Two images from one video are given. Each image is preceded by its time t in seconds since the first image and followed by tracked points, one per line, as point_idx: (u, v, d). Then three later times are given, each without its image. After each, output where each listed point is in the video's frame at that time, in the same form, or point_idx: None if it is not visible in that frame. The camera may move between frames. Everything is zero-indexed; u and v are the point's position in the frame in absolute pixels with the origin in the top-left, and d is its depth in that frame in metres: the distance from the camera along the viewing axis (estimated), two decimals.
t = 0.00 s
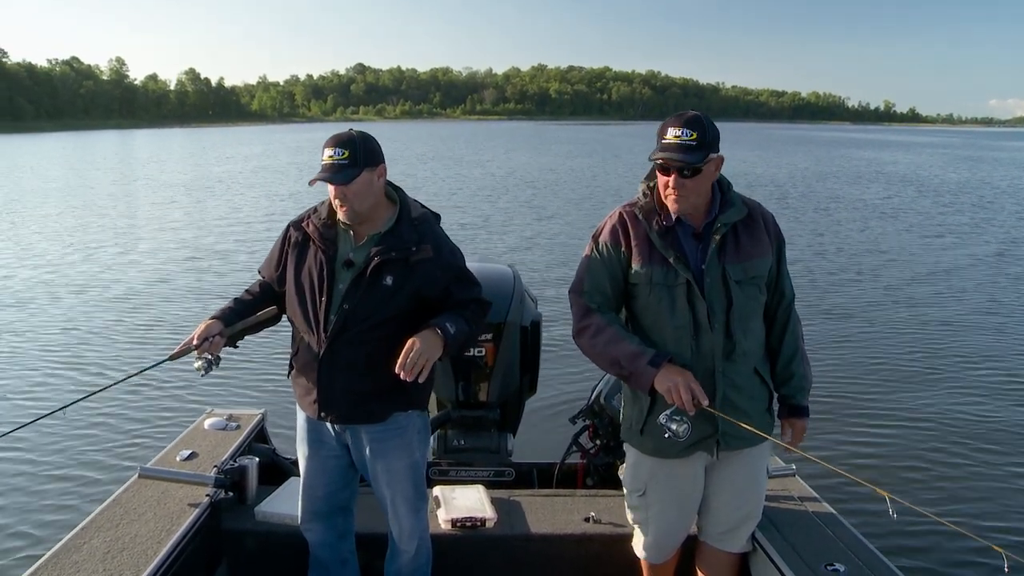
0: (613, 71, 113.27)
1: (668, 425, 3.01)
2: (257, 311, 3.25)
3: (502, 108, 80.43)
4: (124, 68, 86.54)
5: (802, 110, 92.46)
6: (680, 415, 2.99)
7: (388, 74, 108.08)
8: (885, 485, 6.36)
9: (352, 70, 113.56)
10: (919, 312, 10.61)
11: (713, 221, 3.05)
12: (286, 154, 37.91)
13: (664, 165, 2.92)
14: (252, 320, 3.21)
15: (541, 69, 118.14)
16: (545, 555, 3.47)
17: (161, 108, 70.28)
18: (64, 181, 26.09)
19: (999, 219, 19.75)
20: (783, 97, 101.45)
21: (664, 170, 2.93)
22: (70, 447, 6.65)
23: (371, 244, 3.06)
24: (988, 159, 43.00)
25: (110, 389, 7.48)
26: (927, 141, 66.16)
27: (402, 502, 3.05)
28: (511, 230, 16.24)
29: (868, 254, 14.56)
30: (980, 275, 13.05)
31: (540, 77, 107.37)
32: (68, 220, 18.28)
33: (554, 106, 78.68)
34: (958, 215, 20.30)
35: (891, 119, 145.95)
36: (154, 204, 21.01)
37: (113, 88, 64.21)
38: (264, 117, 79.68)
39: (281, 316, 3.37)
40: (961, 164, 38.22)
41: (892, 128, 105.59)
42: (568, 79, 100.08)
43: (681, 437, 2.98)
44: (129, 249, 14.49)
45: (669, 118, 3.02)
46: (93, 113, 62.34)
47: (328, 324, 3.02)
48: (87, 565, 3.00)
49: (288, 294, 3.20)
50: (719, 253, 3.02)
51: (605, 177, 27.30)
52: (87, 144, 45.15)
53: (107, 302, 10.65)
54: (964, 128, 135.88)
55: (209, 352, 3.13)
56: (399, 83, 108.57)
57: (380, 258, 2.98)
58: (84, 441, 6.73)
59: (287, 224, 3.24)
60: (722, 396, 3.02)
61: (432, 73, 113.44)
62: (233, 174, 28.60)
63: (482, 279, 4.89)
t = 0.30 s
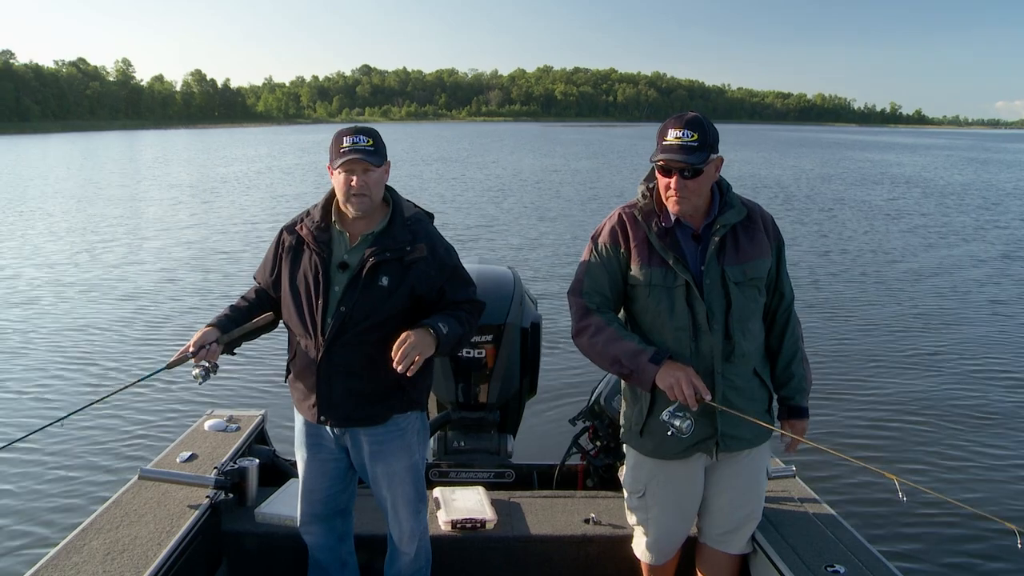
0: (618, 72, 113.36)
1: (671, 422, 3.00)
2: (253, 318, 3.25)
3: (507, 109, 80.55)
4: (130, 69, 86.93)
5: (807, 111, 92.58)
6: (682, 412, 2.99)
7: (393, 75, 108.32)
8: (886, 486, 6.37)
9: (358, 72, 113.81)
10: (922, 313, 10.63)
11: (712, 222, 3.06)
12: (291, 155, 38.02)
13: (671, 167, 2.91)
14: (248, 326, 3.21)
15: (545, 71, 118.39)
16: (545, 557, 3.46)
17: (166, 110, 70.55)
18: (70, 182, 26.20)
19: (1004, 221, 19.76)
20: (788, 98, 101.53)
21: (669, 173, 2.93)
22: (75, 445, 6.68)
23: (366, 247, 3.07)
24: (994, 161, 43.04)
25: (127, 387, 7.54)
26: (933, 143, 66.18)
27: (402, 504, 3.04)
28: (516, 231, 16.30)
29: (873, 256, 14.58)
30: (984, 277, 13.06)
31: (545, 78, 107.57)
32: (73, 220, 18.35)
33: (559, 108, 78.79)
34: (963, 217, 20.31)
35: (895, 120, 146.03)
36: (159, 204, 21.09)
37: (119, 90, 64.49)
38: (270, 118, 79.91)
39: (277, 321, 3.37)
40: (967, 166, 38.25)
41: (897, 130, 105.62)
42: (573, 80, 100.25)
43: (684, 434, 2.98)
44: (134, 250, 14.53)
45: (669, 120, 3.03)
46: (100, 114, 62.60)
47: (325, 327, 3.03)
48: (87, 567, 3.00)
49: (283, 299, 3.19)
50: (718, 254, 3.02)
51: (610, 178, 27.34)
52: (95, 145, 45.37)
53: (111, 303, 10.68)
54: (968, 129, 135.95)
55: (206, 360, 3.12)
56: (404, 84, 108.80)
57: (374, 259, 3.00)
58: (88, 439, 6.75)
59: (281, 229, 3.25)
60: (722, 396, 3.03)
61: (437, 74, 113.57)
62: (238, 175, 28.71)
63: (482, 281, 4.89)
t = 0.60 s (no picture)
0: (626, 73, 113.39)
1: (673, 422, 3.01)
2: (253, 321, 3.26)
3: (514, 110, 80.61)
4: (137, 70, 87.26)
5: (814, 112, 92.69)
6: (685, 412, 3.00)
7: (399, 76, 108.47)
8: (888, 488, 6.35)
9: (365, 73, 114.09)
10: (926, 314, 10.63)
11: (713, 223, 3.07)
12: (298, 155, 38.06)
13: (691, 170, 2.89)
14: (248, 329, 3.21)
15: (552, 72, 118.48)
16: (546, 557, 3.46)
17: (174, 111, 70.74)
18: (76, 182, 26.28)
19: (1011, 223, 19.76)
20: (797, 100, 101.47)
21: (687, 176, 2.90)
22: (77, 444, 6.68)
23: (366, 247, 3.08)
24: (1003, 163, 43.02)
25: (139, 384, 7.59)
26: (942, 144, 66.14)
27: (403, 505, 3.05)
28: (522, 232, 16.33)
29: (878, 257, 14.59)
30: (990, 278, 13.02)
31: (552, 79, 107.59)
32: (80, 220, 18.40)
33: (566, 109, 78.86)
34: (970, 219, 20.30)
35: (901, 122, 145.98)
36: (166, 204, 21.15)
37: (126, 90, 64.78)
38: (276, 118, 80.09)
39: (276, 324, 3.37)
40: (975, 168, 38.22)
41: (904, 131, 105.57)
42: (581, 81, 100.25)
43: (687, 434, 2.98)
44: (140, 249, 14.57)
45: (672, 121, 3.04)
46: (108, 115, 62.81)
47: (327, 328, 3.03)
48: (88, 567, 3.00)
49: (282, 301, 3.20)
50: (718, 255, 3.02)
51: (615, 180, 27.36)
52: (104, 145, 45.51)
53: (117, 302, 10.71)
54: (974, 131, 135.87)
55: (205, 364, 3.11)
56: (411, 85, 108.95)
57: (376, 259, 3.01)
58: (91, 438, 6.75)
59: (279, 230, 3.25)
60: (722, 397, 3.03)
61: (445, 74, 113.60)
62: (245, 175, 28.74)
63: (483, 281, 4.89)
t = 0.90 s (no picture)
0: (631, 73, 113.36)
1: (673, 422, 3.01)
2: (253, 320, 3.26)
3: (520, 110, 80.61)
4: (144, 68, 87.46)
5: (820, 112, 92.67)
6: (685, 412, 2.99)
7: (404, 75, 108.49)
8: (888, 489, 6.33)
9: (370, 71, 114.21)
10: (929, 314, 10.62)
11: (714, 221, 3.06)
12: (305, 154, 38.11)
13: (711, 172, 2.86)
14: (247, 328, 3.21)
15: (558, 71, 118.46)
16: (545, 556, 3.46)
17: (180, 109, 70.85)
18: (83, 179, 26.36)
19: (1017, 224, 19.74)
20: (803, 99, 101.41)
21: (706, 176, 2.87)
22: (80, 441, 6.67)
23: (367, 245, 3.08)
24: (1010, 163, 42.96)
25: (141, 381, 7.61)
26: (948, 144, 66.07)
27: (404, 504, 3.04)
28: (526, 231, 16.35)
29: (883, 257, 14.59)
30: (996, 279, 12.99)
31: (558, 78, 107.58)
32: (85, 217, 18.45)
33: (572, 108, 78.85)
34: (976, 219, 20.29)
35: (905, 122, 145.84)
36: (171, 202, 21.21)
37: (133, 88, 64.95)
38: (282, 116, 80.18)
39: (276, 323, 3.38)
40: (982, 168, 38.18)
41: (909, 131, 105.45)
42: (586, 80, 100.22)
43: (687, 434, 2.98)
44: (145, 247, 14.60)
45: (678, 120, 3.03)
46: (114, 113, 62.92)
47: (328, 327, 3.03)
48: (88, 565, 3.00)
49: (282, 300, 3.19)
50: (718, 254, 3.02)
51: (620, 179, 27.38)
52: (112, 143, 45.64)
53: (121, 299, 10.73)
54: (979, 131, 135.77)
55: (204, 364, 3.11)
56: (416, 84, 108.98)
57: (378, 257, 3.01)
58: (93, 435, 6.75)
59: (278, 229, 3.24)
60: (722, 396, 3.02)
61: (450, 72, 113.60)
62: (251, 174, 28.74)
63: (483, 281, 4.88)
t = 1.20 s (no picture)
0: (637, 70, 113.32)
1: (673, 421, 3.00)
2: (253, 318, 3.26)
3: (525, 108, 80.56)
4: (150, 67, 87.62)
5: (826, 109, 92.61)
6: (685, 410, 2.98)
7: (409, 73, 108.48)
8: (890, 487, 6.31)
9: (376, 69, 114.25)
10: (933, 311, 10.61)
11: (715, 219, 3.06)
12: (311, 152, 38.16)
13: (716, 169, 2.86)
14: (247, 327, 3.21)
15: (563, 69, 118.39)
16: (546, 554, 3.46)
17: (185, 107, 70.95)
18: (89, 177, 26.43)
19: None
20: (809, 97, 101.32)
21: (710, 173, 2.87)
22: (83, 440, 6.69)
23: (369, 243, 3.07)
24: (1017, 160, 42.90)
25: (140, 381, 7.62)
26: (955, 142, 65.97)
27: (405, 502, 3.04)
28: (531, 229, 16.37)
29: (888, 254, 14.59)
30: (1002, 276, 12.95)
31: (563, 76, 107.53)
32: (92, 215, 18.50)
33: (578, 106, 78.82)
34: (982, 216, 20.25)
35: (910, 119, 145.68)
36: (177, 200, 21.26)
37: (139, 86, 65.13)
38: (288, 114, 80.26)
39: (275, 322, 3.37)
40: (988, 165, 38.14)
41: (914, 128, 105.30)
42: (592, 78, 100.14)
43: (687, 432, 2.97)
44: (151, 245, 14.62)
45: (682, 117, 3.03)
46: (120, 111, 63.05)
47: (330, 325, 3.02)
48: (88, 564, 3.00)
49: (283, 298, 3.19)
50: (719, 253, 3.01)
51: (625, 176, 27.38)
52: (120, 141, 45.75)
53: (125, 296, 10.75)
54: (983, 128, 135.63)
55: (205, 362, 3.11)
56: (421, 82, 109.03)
57: (380, 256, 3.01)
58: (97, 434, 6.76)
59: (278, 226, 3.24)
60: (723, 394, 3.02)
61: (459, 70, 113.76)
62: (257, 172, 28.81)
63: (483, 279, 4.88)
